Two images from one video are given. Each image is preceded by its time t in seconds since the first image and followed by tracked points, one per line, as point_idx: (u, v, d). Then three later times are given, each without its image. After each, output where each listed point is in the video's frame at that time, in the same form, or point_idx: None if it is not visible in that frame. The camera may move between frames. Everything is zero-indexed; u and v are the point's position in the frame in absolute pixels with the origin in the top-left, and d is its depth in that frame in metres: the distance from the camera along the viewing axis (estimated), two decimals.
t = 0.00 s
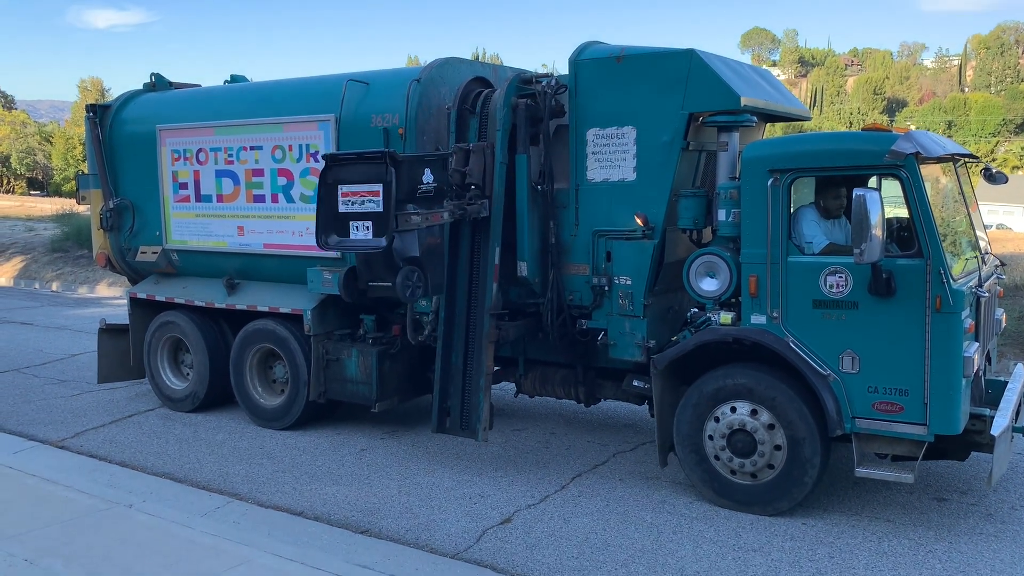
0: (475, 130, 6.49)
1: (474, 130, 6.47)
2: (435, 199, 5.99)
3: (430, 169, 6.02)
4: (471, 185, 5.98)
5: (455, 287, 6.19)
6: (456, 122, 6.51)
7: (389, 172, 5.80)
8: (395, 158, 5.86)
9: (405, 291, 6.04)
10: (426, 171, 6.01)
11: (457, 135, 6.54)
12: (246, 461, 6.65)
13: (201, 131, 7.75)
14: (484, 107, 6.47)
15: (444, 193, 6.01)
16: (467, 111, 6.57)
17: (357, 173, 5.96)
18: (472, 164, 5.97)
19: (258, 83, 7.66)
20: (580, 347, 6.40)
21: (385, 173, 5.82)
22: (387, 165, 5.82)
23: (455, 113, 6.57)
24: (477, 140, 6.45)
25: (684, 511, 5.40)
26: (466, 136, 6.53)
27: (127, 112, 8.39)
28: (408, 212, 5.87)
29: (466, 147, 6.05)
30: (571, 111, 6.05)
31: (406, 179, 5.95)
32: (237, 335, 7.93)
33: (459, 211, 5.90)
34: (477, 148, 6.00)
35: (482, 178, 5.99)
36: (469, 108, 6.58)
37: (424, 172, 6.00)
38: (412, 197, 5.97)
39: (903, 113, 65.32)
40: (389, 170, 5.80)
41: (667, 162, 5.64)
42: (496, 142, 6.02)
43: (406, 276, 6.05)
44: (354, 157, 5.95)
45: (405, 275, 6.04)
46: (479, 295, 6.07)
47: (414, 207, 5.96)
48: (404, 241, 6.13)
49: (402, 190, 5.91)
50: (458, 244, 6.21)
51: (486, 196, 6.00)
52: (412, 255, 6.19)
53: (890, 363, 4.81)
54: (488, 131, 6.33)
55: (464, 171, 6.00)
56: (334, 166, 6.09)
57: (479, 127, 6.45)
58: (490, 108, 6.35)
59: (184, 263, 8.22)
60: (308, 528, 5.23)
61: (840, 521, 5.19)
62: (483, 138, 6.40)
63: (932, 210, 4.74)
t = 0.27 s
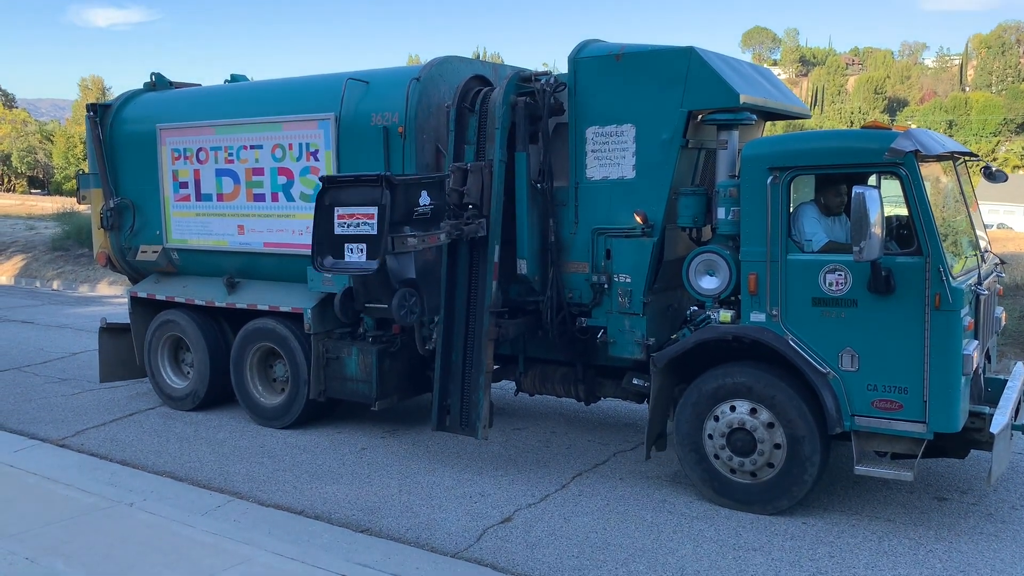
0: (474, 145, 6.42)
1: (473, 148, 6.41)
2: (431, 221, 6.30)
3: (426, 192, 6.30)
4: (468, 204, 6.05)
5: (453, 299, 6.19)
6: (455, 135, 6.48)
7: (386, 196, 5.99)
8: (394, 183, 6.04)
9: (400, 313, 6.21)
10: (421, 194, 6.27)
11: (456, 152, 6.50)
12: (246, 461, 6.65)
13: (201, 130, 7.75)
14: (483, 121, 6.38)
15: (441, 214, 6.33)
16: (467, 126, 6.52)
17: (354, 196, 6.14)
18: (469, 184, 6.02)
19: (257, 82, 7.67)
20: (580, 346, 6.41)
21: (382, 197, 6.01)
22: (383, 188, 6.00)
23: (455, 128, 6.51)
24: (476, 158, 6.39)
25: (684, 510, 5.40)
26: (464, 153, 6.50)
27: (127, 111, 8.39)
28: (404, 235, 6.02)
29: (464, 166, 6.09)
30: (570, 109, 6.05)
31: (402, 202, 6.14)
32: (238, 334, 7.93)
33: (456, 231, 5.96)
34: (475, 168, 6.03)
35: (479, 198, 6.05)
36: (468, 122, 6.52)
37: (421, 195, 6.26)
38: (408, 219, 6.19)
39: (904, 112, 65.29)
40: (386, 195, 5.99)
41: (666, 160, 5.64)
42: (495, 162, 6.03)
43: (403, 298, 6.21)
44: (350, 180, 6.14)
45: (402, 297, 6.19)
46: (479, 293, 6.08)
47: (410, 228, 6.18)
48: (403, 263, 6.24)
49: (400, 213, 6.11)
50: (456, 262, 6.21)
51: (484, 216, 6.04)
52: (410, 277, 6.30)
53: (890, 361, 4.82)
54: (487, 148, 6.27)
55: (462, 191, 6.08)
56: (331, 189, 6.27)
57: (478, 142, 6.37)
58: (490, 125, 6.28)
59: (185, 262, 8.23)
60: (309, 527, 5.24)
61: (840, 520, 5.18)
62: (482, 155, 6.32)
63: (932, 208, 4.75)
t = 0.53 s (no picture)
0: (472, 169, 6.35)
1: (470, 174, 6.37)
2: (428, 247, 6.31)
3: (425, 220, 6.25)
4: (467, 229, 5.99)
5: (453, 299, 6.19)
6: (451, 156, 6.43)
7: (383, 225, 6.00)
8: (393, 211, 6.01)
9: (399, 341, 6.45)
10: (420, 222, 6.22)
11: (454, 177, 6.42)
12: (245, 460, 6.64)
13: (201, 130, 7.74)
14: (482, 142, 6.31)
15: (438, 240, 6.34)
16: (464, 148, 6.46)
17: (352, 223, 6.16)
18: (468, 208, 5.95)
19: (257, 82, 7.66)
20: (579, 346, 6.41)
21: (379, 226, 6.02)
22: (381, 217, 6.00)
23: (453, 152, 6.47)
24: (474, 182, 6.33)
25: (682, 510, 5.40)
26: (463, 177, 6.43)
27: (126, 111, 8.39)
28: (401, 262, 6.03)
29: (462, 190, 6.01)
30: (570, 109, 6.05)
31: (401, 229, 6.10)
32: (237, 333, 7.93)
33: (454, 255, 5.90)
34: (473, 192, 5.99)
35: (477, 221, 5.98)
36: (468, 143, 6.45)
37: (419, 222, 6.21)
38: (407, 246, 6.17)
39: (903, 112, 65.32)
40: (384, 224, 5.99)
41: (666, 160, 5.64)
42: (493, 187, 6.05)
43: (400, 325, 6.47)
44: (348, 209, 6.15)
45: (400, 326, 6.45)
46: (479, 293, 6.08)
47: (408, 256, 6.15)
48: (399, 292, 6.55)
49: (399, 241, 6.09)
50: (454, 286, 6.21)
51: (483, 239, 6.01)
52: (407, 304, 6.61)
53: (889, 362, 4.82)
54: (485, 172, 6.20)
55: (461, 215, 5.99)
56: (328, 215, 6.28)
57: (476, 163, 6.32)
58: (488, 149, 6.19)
59: (184, 262, 8.22)
60: (308, 527, 5.23)
61: (839, 520, 5.19)
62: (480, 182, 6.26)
63: (931, 209, 4.75)
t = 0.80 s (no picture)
0: (466, 194, 6.24)
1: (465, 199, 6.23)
2: (424, 275, 6.12)
3: (419, 246, 6.06)
4: (462, 254, 5.99)
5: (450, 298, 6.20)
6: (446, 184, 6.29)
7: (380, 254, 5.80)
8: (387, 242, 5.81)
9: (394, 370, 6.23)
10: (415, 250, 6.03)
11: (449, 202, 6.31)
12: (241, 461, 6.63)
13: (197, 130, 7.73)
14: (477, 167, 6.20)
15: (434, 266, 6.16)
16: (459, 173, 6.31)
17: (348, 253, 5.97)
18: (463, 234, 5.95)
19: (253, 82, 7.65)
20: (576, 346, 6.37)
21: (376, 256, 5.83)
22: (376, 246, 5.82)
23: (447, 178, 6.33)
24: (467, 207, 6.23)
25: (679, 510, 5.40)
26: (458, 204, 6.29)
27: (122, 111, 8.37)
28: (397, 290, 5.87)
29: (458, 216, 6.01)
30: (567, 110, 6.05)
31: (395, 259, 5.88)
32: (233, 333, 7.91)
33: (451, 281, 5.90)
34: (468, 218, 5.97)
35: (472, 246, 5.99)
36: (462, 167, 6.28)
37: (414, 251, 6.01)
38: (402, 275, 5.96)
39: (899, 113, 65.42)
40: (380, 253, 5.80)
41: (663, 160, 5.64)
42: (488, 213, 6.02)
43: (396, 354, 6.26)
44: (344, 238, 5.96)
45: (395, 355, 6.23)
46: (475, 293, 6.09)
47: (404, 284, 5.96)
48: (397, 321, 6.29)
49: (395, 270, 5.89)
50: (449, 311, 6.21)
51: (478, 264, 6.01)
52: (402, 333, 6.35)
53: (885, 362, 4.83)
54: (480, 198, 6.12)
55: (456, 240, 5.99)
56: (324, 244, 6.09)
57: (470, 186, 6.21)
58: (484, 174, 6.09)
59: (180, 262, 8.21)
60: (305, 527, 5.23)
61: (835, 520, 5.19)
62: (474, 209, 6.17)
63: (927, 209, 4.76)
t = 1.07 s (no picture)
0: (460, 220, 6.23)
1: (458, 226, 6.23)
2: (416, 307, 6.29)
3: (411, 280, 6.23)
4: (455, 282, 5.97)
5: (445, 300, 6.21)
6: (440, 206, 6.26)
7: (371, 288, 5.97)
8: (379, 275, 5.98)
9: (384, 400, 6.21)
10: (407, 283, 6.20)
11: (443, 229, 6.29)
12: (235, 462, 6.62)
13: (191, 130, 7.71)
14: (470, 191, 6.18)
15: (425, 299, 6.33)
16: (453, 198, 6.29)
17: (339, 285, 6.15)
18: (456, 263, 5.93)
19: (247, 82, 7.64)
20: (571, 347, 6.37)
21: (367, 289, 6.01)
22: (367, 279, 5.99)
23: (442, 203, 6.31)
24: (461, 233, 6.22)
25: (673, 511, 5.41)
26: (452, 230, 6.28)
27: (116, 112, 8.35)
28: (388, 323, 6.04)
29: (451, 243, 5.97)
30: (561, 111, 6.05)
31: (387, 292, 6.05)
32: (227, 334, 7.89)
33: (443, 310, 5.91)
34: (461, 245, 5.94)
35: (466, 275, 5.97)
36: (454, 194, 6.29)
37: (405, 284, 6.18)
38: (394, 307, 6.14)
39: (893, 114, 65.62)
40: (371, 287, 5.97)
41: (657, 161, 5.65)
42: (482, 240, 5.99)
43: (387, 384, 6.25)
44: (336, 272, 6.13)
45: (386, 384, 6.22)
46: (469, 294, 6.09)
47: (395, 316, 6.13)
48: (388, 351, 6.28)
49: (387, 302, 6.06)
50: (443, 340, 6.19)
51: (471, 291, 6.00)
52: (393, 366, 6.66)
53: (879, 363, 4.84)
54: (474, 224, 6.09)
55: (449, 268, 5.97)
56: (315, 276, 6.25)
57: (464, 213, 6.20)
58: (478, 201, 6.07)
59: (174, 263, 8.19)
60: (299, 528, 5.22)
61: (829, 521, 5.20)
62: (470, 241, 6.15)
63: (920, 211, 4.77)
